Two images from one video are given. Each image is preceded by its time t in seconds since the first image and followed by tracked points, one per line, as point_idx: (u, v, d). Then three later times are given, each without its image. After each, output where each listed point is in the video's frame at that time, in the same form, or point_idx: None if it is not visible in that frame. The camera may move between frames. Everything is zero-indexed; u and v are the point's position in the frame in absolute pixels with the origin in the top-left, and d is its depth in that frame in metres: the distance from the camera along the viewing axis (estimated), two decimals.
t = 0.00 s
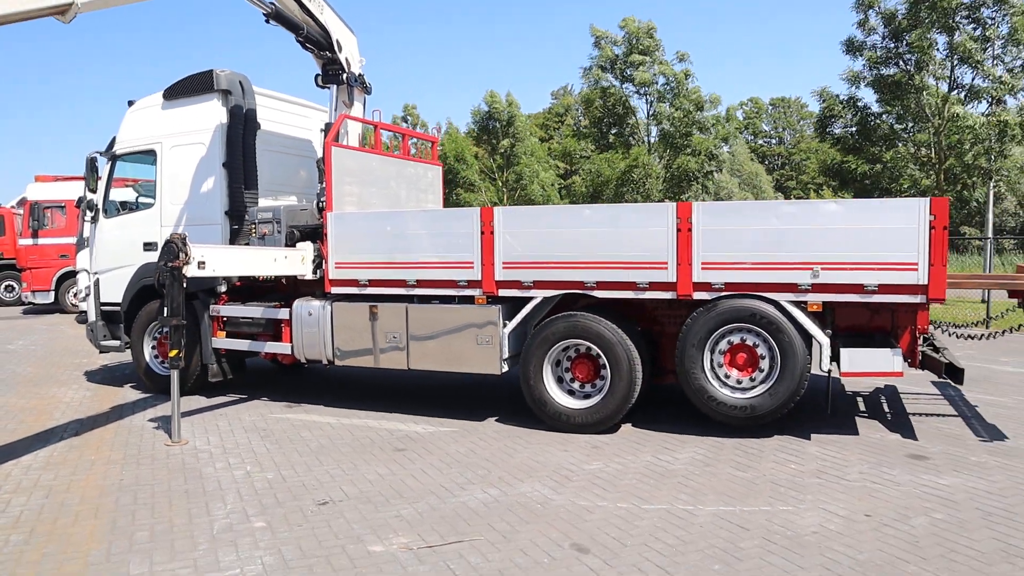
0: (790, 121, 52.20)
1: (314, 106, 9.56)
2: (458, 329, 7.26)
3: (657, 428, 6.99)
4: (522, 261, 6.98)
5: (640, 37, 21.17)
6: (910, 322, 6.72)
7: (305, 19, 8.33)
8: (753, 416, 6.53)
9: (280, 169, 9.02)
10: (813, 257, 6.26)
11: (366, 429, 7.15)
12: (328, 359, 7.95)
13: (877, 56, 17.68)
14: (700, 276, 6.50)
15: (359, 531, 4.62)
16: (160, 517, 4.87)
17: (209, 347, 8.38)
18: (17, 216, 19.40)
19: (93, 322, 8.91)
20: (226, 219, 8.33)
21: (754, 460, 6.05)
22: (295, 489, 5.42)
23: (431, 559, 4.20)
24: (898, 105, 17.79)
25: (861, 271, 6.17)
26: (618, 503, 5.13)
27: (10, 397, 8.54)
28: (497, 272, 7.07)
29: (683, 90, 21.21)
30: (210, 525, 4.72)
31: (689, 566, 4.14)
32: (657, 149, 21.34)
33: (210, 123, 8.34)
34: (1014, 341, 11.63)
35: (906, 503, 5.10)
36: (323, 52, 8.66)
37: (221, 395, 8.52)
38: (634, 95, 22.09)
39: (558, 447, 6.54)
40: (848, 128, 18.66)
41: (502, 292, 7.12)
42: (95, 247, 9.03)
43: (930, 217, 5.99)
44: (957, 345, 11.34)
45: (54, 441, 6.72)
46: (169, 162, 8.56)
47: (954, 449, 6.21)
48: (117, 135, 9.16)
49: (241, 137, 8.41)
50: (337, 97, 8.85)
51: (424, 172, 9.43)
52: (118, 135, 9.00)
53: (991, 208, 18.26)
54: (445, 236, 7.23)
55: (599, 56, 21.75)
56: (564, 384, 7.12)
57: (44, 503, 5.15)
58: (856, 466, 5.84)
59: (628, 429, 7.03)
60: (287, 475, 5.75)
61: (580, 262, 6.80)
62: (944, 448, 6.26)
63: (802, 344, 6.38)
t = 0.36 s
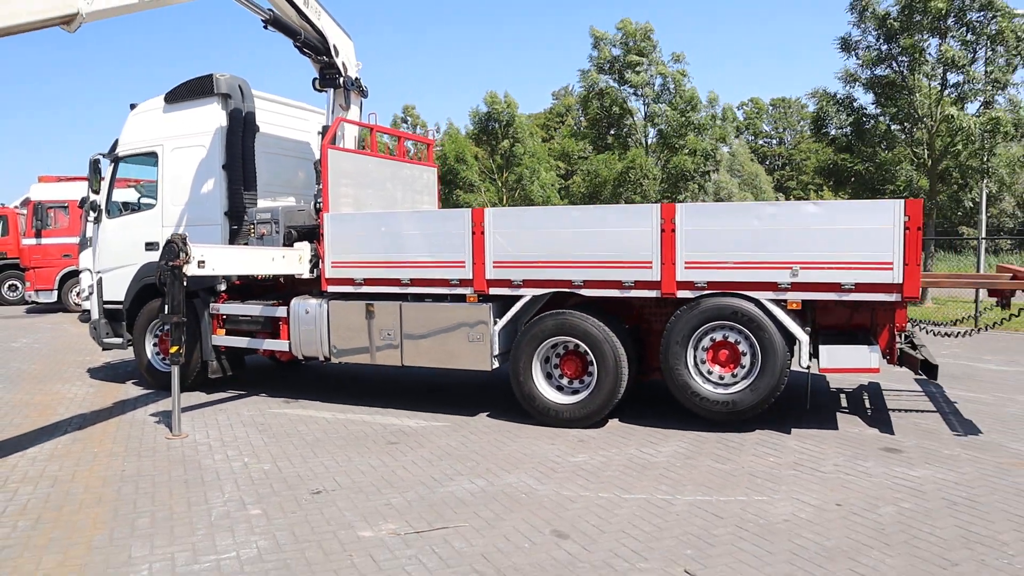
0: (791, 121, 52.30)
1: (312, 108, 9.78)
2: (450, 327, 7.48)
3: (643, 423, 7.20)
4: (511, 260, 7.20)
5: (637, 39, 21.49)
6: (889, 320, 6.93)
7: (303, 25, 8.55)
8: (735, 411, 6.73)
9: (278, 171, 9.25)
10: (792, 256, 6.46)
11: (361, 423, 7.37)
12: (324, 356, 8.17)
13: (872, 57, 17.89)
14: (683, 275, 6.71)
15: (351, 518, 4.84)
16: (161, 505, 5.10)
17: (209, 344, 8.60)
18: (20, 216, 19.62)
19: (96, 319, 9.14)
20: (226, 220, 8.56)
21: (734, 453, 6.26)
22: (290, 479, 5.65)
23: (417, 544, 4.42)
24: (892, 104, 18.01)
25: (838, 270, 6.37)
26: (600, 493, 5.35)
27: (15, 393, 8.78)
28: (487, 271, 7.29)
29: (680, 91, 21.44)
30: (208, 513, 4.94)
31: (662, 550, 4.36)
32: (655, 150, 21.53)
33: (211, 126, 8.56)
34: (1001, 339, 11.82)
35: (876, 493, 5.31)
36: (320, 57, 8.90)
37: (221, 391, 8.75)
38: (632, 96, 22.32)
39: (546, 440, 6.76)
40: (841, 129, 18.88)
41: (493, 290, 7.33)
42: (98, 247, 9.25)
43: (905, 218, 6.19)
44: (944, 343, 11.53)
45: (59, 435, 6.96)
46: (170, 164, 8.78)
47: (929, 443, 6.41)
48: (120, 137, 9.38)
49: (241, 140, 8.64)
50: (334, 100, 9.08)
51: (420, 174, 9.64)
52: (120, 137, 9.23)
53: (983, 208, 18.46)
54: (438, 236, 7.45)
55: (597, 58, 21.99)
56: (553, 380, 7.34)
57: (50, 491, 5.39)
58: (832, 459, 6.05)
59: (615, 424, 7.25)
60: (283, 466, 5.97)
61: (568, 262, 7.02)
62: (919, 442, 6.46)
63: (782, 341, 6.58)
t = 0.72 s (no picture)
0: (791, 122, 52.40)
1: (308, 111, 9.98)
2: (439, 325, 7.67)
3: (626, 418, 7.39)
4: (499, 260, 7.39)
5: (633, 41, 21.70)
6: (867, 319, 7.09)
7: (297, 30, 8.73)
8: (715, 407, 6.91)
9: (274, 172, 9.44)
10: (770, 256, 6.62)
11: (352, 419, 7.57)
12: (317, 353, 8.35)
13: (864, 58, 18.11)
14: (665, 274, 6.89)
15: (336, 508, 5.04)
16: (155, 495, 5.31)
17: (205, 342, 8.75)
18: (22, 216, 19.85)
19: (95, 318, 9.28)
20: (222, 220, 8.75)
21: (712, 448, 6.45)
22: (280, 471, 5.85)
23: (398, 532, 4.62)
24: (885, 106, 18.17)
25: (814, 270, 6.53)
26: (578, 485, 5.54)
27: (16, 389, 8.99)
28: (475, 271, 7.48)
29: (676, 92, 21.63)
30: (200, 502, 5.14)
31: (632, 538, 4.54)
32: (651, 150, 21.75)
33: (207, 129, 8.76)
34: (987, 338, 11.96)
35: (845, 485, 5.48)
36: (315, 61, 9.07)
37: (217, 388, 8.96)
38: (628, 97, 22.52)
39: (530, 435, 6.95)
40: (834, 130, 19.07)
41: (481, 289, 7.53)
42: (97, 247, 9.46)
43: (879, 219, 6.35)
44: (930, 341, 11.68)
45: (58, 429, 7.17)
46: (168, 166, 8.98)
47: (902, 438, 6.58)
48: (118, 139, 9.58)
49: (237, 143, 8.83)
50: (328, 104, 9.27)
51: (413, 176, 9.83)
52: (119, 139, 9.42)
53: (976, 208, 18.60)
54: (428, 236, 7.65)
55: (594, 59, 22.18)
56: (539, 377, 7.54)
57: (49, 482, 5.59)
58: (806, 453, 6.23)
59: (599, 419, 7.44)
60: (274, 459, 6.17)
61: (553, 261, 7.21)
62: (893, 437, 6.63)
63: (761, 339, 6.75)
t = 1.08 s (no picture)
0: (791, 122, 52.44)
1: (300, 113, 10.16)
2: (425, 323, 7.84)
3: (608, 415, 7.56)
4: (483, 260, 7.56)
5: (629, 41, 21.84)
6: (843, 317, 7.24)
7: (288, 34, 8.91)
8: (693, 403, 7.08)
9: (267, 173, 9.62)
10: (746, 255, 6.79)
11: (340, 415, 7.75)
12: (308, 351, 8.53)
13: (857, 60, 18.24)
14: (644, 273, 7.06)
15: (318, 499, 5.22)
16: (145, 486, 5.49)
17: (199, 340, 8.96)
18: (22, 216, 20.07)
19: (91, 316, 9.46)
20: (215, 220, 8.93)
21: (688, 443, 6.62)
22: (267, 465, 6.03)
23: (377, 522, 4.79)
24: (877, 107, 18.26)
25: (789, 269, 6.70)
26: (555, 479, 5.71)
27: (14, 386, 9.18)
28: (460, 270, 7.66)
29: (671, 93, 21.75)
30: (187, 494, 5.32)
31: (602, 528, 4.71)
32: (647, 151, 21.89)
33: (201, 131, 8.94)
34: (972, 337, 12.09)
35: (814, 479, 5.64)
36: (306, 64, 9.26)
37: (210, 385, 9.14)
38: (624, 98, 22.69)
39: (513, 431, 7.12)
40: (826, 130, 19.21)
41: (466, 288, 7.70)
42: (94, 247, 9.65)
43: (851, 219, 6.51)
44: (916, 340, 11.82)
45: (53, 424, 7.36)
46: (162, 167, 9.16)
47: (875, 434, 6.74)
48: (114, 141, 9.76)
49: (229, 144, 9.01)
50: (319, 106, 9.45)
51: (403, 177, 10.02)
52: (115, 141, 9.60)
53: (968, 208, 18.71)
54: (414, 236, 7.83)
55: (591, 60, 22.32)
56: (523, 374, 7.72)
57: (43, 474, 5.79)
58: (779, 448, 6.40)
59: (581, 416, 7.61)
60: (261, 453, 6.36)
61: (536, 261, 7.38)
62: (866, 433, 6.79)
63: (738, 337, 6.91)
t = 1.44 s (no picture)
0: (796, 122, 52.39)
1: (301, 115, 10.37)
2: (420, 321, 8.03)
3: (599, 411, 7.73)
4: (477, 259, 7.74)
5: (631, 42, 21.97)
6: (829, 316, 7.39)
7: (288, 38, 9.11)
8: (681, 400, 7.23)
9: (268, 175, 9.83)
10: (732, 255, 6.95)
11: (337, 410, 7.95)
12: (307, 348, 8.72)
13: (855, 60, 18.47)
14: (633, 272, 7.23)
15: (312, 490, 5.41)
16: (145, 477, 5.70)
17: (201, 338, 9.17)
18: (31, 217, 20.38)
19: (96, 314, 9.74)
20: (217, 220, 9.14)
21: (675, 438, 6.78)
22: (264, 457, 6.23)
23: (366, 511, 4.98)
24: (877, 106, 18.24)
25: (774, 268, 6.85)
26: (542, 471, 5.89)
27: (21, 382, 9.42)
28: (455, 269, 7.84)
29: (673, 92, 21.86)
30: (186, 484, 5.52)
31: (583, 517, 4.88)
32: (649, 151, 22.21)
33: (203, 133, 9.14)
34: (966, 336, 12.19)
35: (794, 472, 5.80)
36: (306, 68, 9.46)
37: (212, 382, 9.35)
38: (626, 99, 22.93)
39: (505, 426, 7.31)
40: (824, 131, 19.28)
41: (460, 286, 7.89)
42: (99, 246, 9.87)
43: (834, 220, 6.65)
44: (909, 339, 11.94)
45: (59, 418, 7.59)
46: (166, 168, 9.37)
47: (858, 429, 6.89)
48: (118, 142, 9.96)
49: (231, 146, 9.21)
50: (319, 108, 9.64)
51: (402, 177, 10.18)
52: (119, 143, 9.81)
53: (968, 208, 18.77)
54: (410, 236, 8.02)
55: (594, 61, 22.46)
56: (517, 370, 7.90)
57: (48, 465, 6.01)
58: (763, 443, 6.55)
59: (573, 412, 7.78)
60: (259, 446, 6.56)
61: (528, 260, 7.56)
62: (850, 428, 6.94)
63: (724, 334, 7.06)
